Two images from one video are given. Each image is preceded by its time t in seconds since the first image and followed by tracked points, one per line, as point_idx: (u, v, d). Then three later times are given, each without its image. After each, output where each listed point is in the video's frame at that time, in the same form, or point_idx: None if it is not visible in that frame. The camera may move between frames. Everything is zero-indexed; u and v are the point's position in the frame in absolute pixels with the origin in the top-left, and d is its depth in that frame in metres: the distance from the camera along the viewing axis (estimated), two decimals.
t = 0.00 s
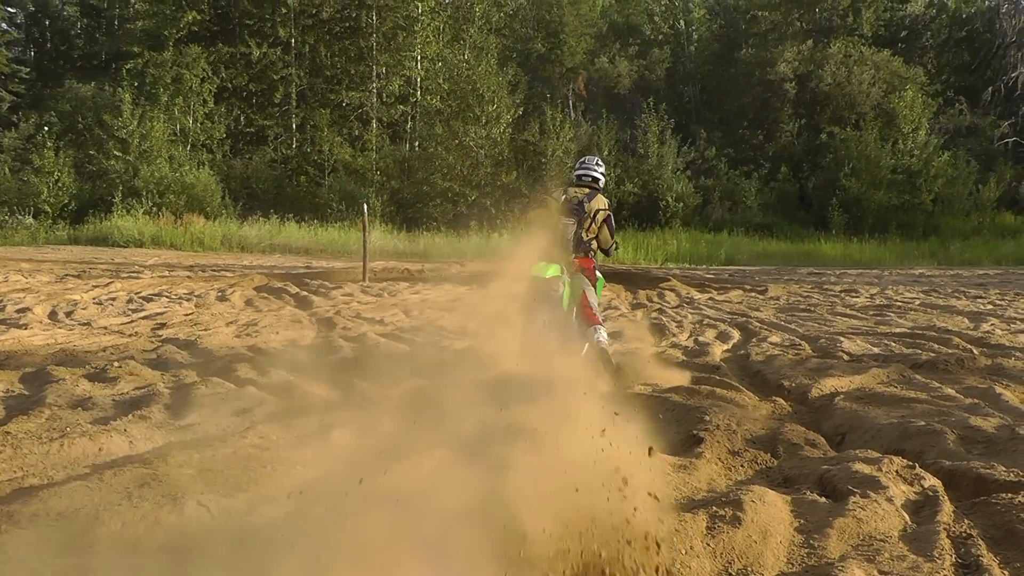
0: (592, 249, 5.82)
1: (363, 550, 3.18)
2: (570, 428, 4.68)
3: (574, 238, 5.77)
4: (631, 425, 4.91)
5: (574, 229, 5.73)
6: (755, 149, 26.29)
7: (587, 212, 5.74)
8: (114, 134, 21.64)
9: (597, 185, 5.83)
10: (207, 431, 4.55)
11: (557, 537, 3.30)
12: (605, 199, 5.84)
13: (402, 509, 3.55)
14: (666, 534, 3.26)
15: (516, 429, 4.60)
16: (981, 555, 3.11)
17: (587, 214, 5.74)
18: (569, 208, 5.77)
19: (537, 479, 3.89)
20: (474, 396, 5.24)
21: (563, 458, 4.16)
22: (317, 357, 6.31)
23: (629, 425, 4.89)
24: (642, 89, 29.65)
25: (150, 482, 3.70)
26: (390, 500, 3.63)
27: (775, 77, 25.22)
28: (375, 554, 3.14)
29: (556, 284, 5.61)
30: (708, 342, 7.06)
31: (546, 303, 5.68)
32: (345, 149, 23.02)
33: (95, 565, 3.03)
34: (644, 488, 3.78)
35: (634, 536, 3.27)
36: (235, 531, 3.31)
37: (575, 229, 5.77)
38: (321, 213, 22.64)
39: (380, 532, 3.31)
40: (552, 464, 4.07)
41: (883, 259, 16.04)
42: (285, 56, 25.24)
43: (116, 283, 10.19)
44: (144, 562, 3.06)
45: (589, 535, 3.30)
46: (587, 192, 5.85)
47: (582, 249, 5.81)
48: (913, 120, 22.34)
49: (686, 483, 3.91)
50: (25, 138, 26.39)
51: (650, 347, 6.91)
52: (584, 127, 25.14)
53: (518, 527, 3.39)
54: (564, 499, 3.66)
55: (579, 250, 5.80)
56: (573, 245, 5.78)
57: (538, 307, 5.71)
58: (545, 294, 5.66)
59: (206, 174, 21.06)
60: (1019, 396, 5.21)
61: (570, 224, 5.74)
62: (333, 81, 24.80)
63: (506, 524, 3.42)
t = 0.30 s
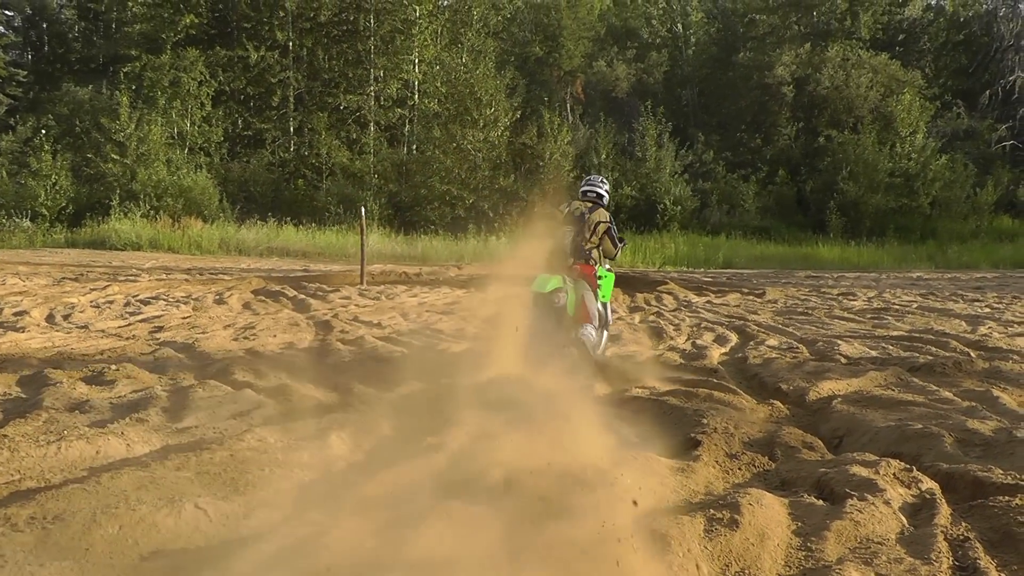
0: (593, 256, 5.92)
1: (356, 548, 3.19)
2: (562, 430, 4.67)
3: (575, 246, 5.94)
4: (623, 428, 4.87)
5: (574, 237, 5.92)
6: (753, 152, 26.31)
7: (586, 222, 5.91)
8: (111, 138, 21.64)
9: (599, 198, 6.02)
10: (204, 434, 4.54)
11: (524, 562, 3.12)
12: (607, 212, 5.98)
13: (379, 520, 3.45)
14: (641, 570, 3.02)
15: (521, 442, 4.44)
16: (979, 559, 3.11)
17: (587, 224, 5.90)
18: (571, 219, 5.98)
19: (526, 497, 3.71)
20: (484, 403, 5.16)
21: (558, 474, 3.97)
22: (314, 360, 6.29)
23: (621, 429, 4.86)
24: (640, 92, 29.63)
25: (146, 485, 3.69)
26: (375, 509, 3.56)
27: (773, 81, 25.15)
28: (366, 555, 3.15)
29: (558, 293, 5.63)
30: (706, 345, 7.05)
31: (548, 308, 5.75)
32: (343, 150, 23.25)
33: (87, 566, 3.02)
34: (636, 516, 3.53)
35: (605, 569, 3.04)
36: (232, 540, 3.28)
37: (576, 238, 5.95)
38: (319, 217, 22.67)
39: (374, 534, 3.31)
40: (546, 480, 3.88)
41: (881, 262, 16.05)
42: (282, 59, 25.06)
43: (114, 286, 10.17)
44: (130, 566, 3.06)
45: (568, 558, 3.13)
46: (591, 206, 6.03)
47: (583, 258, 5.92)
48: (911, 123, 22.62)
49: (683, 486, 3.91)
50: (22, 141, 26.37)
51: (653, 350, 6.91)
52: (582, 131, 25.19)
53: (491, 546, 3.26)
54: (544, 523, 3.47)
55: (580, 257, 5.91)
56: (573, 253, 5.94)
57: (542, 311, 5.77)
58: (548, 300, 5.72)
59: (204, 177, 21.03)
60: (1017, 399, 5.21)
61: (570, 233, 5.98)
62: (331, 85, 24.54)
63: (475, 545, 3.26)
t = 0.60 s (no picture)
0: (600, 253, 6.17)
1: (356, 549, 3.19)
2: (560, 432, 4.66)
3: (582, 244, 6.19)
4: (622, 430, 4.84)
5: (580, 235, 6.17)
6: (750, 155, 26.36)
7: (591, 222, 6.20)
8: (108, 139, 21.61)
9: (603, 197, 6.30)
10: (201, 436, 4.51)
11: (523, 560, 3.12)
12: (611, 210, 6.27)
13: (380, 520, 3.45)
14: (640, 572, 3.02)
15: (520, 444, 4.42)
16: (975, 560, 3.11)
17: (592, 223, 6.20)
18: (573, 219, 6.26)
19: (523, 500, 3.69)
20: (485, 404, 5.15)
21: (557, 475, 3.95)
22: (311, 363, 6.28)
23: (620, 431, 4.83)
24: (638, 94, 29.55)
25: (143, 486, 3.68)
26: (373, 511, 3.56)
27: (771, 83, 25.07)
28: (365, 556, 3.14)
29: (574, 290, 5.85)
30: (703, 347, 7.05)
31: (564, 305, 6.00)
32: (340, 152, 23.21)
33: (84, 566, 3.02)
34: (636, 518, 3.52)
35: (602, 572, 3.03)
36: (228, 542, 3.27)
37: (581, 236, 6.21)
38: (316, 219, 22.73)
39: (373, 535, 3.31)
40: (545, 483, 3.86)
41: (879, 264, 16.08)
42: (279, 60, 24.94)
43: (110, 288, 10.15)
44: (128, 567, 3.05)
45: (568, 554, 3.13)
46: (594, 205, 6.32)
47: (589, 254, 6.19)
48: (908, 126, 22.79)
49: (681, 488, 3.90)
50: (19, 143, 26.37)
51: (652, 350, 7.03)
52: (579, 133, 25.22)
53: (490, 548, 3.26)
54: (543, 523, 3.46)
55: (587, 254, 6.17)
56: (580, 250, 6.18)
57: (557, 309, 6.02)
58: (565, 298, 5.97)
59: (200, 179, 21.01)
60: (1014, 401, 5.21)
61: (573, 232, 6.22)
62: (328, 86, 24.52)
63: (472, 549, 3.25)
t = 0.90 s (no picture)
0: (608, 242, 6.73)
1: (352, 549, 3.17)
2: (559, 432, 4.67)
3: (591, 237, 6.72)
4: (620, 429, 4.81)
5: (589, 229, 6.71)
6: (747, 153, 26.39)
7: (598, 215, 6.74)
8: (104, 140, 21.54)
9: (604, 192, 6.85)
10: (198, 437, 4.50)
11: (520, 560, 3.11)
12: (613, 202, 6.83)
13: (376, 521, 3.44)
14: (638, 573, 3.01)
15: (519, 444, 4.42)
16: (973, 557, 3.11)
17: (598, 216, 6.74)
18: (580, 214, 6.77)
19: (521, 500, 3.68)
20: (483, 402, 5.16)
21: (556, 476, 3.94)
22: (308, 363, 6.28)
23: (618, 430, 4.80)
24: (634, 93, 29.49)
25: (141, 487, 3.68)
26: (370, 512, 3.55)
27: (766, 81, 25.01)
28: (361, 557, 3.13)
29: (590, 277, 6.34)
30: (700, 345, 7.07)
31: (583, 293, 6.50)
32: (337, 152, 23.29)
33: (82, 566, 3.01)
34: (634, 518, 3.51)
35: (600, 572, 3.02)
36: (227, 542, 3.27)
37: (589, 230, 6.74)
38: (313, 219, 22.81)
39: (371, 535, 3.30)
40: (544, 483, 3.86)
41: (875, 261, 16.11)
42: (275, 60, 24.91)
43: (107, 289, 10.13)
44: (126, 567, 3.05)
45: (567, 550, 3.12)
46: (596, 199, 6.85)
47: (600, 244, 6.71)
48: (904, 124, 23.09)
49: (679, 486, 3.91)
50: (15, 144, 26.33)
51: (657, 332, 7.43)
52: (576, 132, 25.23)
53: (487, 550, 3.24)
54: (541, 525, 3.46)
55: (598, 245, 6.71)
56: (590, 243, 6.70)
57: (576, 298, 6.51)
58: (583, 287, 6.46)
59: (197, 179, 20.98)
60: (1011, 397, 5.22)
61: (582, 228, 6.74)
62: (324, 86, 24.51)
63: (470, 550, 3.24)
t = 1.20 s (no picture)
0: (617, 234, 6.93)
1: (348, 548, 3.17)
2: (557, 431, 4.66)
3: (603, 232, 6.83)
4: (616, 428, 4.79)
5: (600, 225, 6.80)
6: (744, 152, 26.44)
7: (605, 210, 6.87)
8: (100, 138, 21.48)
9: (607, 186, 6.95)
10: (194, 436, 4.49)
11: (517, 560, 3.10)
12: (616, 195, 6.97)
13: (372, 520, 3.43)
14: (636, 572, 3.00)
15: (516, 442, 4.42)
16: (969, 555, 3.12)
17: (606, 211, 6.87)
18: (589, 212, 6.83)
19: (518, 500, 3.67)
20: (479, 401, 5.16)
21: (553, 476, 3.94)
22: (305, 361, 6.27)
23: (614, 429, 4.78)
24: (631, 91, 29.51)
25: (137, 486, 3.67)
26: (366, 511, 3.55)
27: (763, 80, 25.00)
28: (357, 556, 3.13)
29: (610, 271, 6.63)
30: (697, 344, 7.08)
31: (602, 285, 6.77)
32: (334, 150, 23.37)
33: (77, 565, 3.01)
34: (631, 517, 3.51)
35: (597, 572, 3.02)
36: (224, 541, 3.27)
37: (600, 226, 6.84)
38: (310, 217, 22.86)
39: (367, 535, 3.30)
40: (541, 483, 3.85)
41: (872, 260, 16.15)
42: (272, 58, 24.89)
43: (104, 287, 10.12)
44: (122, 566, 3.05)
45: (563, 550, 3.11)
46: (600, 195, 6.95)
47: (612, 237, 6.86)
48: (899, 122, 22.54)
49: (675, 484, 3.91)
50: (12, 142, 26.28)
51: (653, 314, 7.74)
52: (573, 130, 25.26)
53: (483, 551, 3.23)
54: (537, 523, 3.45)
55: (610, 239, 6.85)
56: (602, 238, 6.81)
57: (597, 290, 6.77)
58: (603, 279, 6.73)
59: (193, 177, 20.97)
60: (1007, 396, 5.23)
61: (594, 225, 6.82)
62: (321, 85, 24.50)
63: (467, 549, 3.24)
